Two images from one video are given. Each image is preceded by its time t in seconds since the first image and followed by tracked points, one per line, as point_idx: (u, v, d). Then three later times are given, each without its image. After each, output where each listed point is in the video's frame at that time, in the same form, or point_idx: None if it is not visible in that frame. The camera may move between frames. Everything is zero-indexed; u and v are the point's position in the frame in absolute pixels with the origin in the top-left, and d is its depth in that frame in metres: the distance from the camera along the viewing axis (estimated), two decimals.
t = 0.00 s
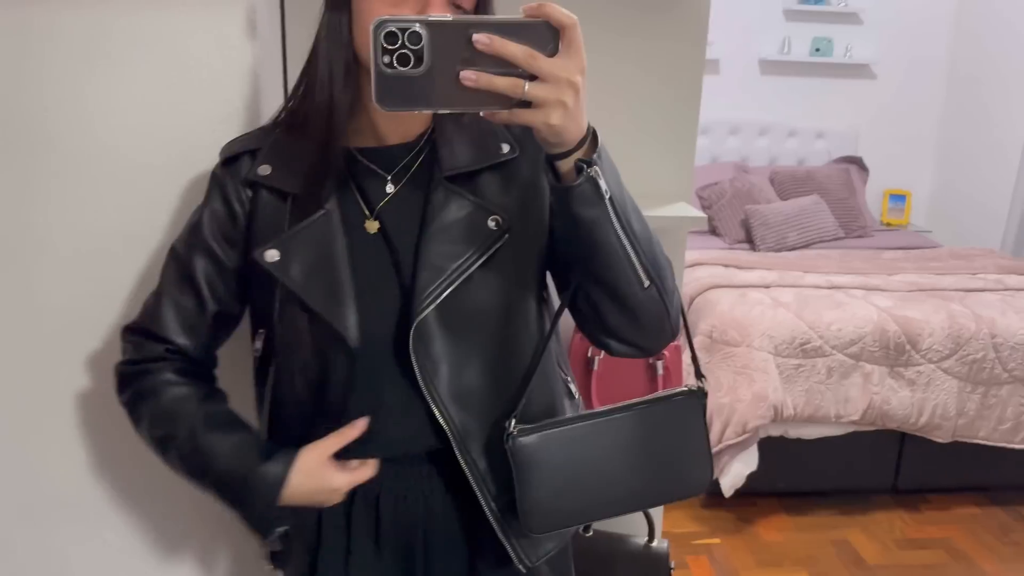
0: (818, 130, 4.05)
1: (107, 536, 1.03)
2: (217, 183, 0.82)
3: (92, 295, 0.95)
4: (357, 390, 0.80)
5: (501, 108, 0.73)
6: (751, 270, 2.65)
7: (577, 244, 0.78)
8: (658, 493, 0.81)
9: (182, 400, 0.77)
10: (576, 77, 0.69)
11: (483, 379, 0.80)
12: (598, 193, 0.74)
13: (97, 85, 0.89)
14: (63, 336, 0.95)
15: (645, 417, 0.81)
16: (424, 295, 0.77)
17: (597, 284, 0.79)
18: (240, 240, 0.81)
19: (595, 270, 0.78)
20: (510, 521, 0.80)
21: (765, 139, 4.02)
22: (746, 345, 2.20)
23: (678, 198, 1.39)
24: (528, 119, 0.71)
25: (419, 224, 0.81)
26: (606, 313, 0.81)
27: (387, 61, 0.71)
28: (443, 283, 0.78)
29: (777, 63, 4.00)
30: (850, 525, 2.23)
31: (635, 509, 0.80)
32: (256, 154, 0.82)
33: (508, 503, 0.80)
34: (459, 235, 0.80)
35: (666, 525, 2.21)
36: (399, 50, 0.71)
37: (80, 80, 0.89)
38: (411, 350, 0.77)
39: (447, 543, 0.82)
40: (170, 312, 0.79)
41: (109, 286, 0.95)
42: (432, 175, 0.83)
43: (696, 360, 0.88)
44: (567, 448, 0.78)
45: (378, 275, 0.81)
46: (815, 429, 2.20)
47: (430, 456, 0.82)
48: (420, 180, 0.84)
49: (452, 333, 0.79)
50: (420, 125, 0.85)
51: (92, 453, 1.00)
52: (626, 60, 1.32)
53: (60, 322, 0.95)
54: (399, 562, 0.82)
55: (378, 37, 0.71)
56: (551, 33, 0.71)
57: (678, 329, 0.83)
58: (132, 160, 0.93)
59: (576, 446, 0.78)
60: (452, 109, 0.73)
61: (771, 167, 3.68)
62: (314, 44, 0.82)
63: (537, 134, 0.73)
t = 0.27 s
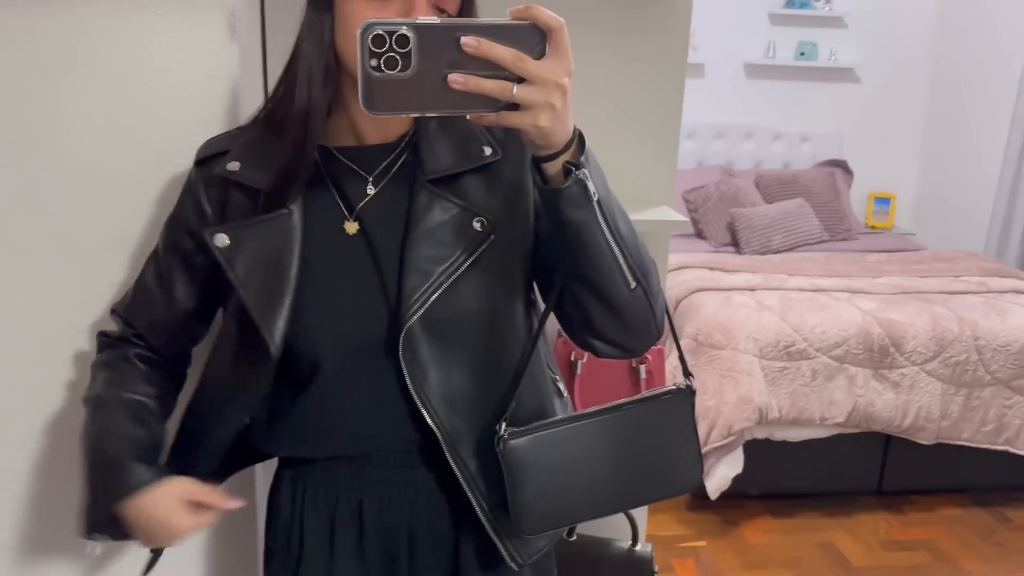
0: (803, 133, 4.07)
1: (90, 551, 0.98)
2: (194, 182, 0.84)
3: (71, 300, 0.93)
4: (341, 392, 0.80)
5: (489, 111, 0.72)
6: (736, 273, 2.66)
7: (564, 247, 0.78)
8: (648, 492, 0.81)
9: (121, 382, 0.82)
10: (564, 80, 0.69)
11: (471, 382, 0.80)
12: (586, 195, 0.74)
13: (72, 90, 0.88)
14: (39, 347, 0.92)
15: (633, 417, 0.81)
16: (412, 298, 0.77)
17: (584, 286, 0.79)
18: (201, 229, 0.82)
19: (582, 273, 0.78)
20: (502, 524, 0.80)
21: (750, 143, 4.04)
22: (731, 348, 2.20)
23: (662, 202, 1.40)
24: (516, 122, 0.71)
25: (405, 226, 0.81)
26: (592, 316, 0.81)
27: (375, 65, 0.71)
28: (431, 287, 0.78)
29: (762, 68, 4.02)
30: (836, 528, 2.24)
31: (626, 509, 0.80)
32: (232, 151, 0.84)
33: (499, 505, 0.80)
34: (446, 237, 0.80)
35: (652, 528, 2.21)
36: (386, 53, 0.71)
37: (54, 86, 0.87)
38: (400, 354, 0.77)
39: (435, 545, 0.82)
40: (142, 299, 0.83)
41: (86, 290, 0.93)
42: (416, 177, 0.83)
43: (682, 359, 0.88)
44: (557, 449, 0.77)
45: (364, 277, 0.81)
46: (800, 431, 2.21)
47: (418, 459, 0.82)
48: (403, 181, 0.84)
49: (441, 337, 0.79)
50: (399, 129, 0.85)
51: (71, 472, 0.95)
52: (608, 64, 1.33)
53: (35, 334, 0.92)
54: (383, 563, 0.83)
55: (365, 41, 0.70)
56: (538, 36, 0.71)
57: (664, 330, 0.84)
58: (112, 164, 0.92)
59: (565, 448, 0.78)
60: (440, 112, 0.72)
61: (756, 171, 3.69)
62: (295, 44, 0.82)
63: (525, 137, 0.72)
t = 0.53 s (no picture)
0: (792, 134, 4.08)
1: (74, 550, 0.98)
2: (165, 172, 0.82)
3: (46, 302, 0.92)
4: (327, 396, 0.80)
5: (479, 113, 0.71)
6: (726, 273, 2.66)
7: (553, 252, 0.77)
8: (632, 497, 0.80)
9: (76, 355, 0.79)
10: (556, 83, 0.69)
11: (456, 384, 0.79)
12: (576, 200, 0.73)
13: (52, 89, 0.88)
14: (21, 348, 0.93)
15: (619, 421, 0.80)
16: (397, 299, 0.76)
17: (573, 290, 0.78)
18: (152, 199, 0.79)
19: (571, 277, 0.77)
20: (484, 527, 0.79)
21: (740, 143, 4.04)
22: (720, 348, 2.20)
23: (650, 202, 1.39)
24: (506, 125, 0.69)
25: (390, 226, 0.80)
26: (581, 320, 0.80)
27: (363, 65, 0.70)
28: (416, 287, 0.77)
29: (752, 68, 4.02)
30: (826, 527, 2.24)
31: (609, 514, 0.79)
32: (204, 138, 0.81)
33: (483, 509, 0.79)
34: (433, 238, 0.79)
35: (642, 528, 2.21)
36: (376, 54, 0.70)
37: (35, 85, 0.87)
38: (385, 355, 0.77)
39: (422, 551, 0.81)
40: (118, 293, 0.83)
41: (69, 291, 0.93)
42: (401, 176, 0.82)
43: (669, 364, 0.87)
44: (542, 453, 0.77)
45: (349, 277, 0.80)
46: (790, 431, 2.21)
47: (405, 463, 0.81)
48: (388, 179, 0.83)
49: (426, 337, 0.78)
50: (388, 124, 0.84)
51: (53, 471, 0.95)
52: (596, 64, 1.32)
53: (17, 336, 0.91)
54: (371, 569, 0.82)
55: (354, 41, 0.70)
56: (530, 39, 0.70)
57: (652, 335, 0.83)
58: (92, 164, 0.91)
59: (550, 451, 0.77)
60: (429, 113, 0.71)
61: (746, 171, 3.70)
62: (279, 39, 0.82)
63: (516, 140, 0.71)
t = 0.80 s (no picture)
0: (785, 133, 4.08)
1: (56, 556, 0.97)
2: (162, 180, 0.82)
3: (34, 306, 0.91)
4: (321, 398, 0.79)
5: (474, 114, 0.70)
6: (720, 273, 2.66)
7: (550, 256, 0.76)
8: (630, 503, 0.79)
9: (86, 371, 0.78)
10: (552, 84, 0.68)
11: (451, 388, 0.79)
12: (572, 204, 0.72)
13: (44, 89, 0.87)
14: (12, 351, 0.92)
15: (616, 427, 0.79)
16: (391, 303, 0.76)
17: (569, 293, 0.78)
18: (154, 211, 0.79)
19: (567, 280, 0.76)
20: (480, 533, 0.78)
21: (733, 143, 4.04)
22: (715, 348, 2.20)
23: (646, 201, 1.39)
24: (502, 127, 0.69)
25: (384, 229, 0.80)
26: (577, 324, 0.80)
27: (356, 66, 0.69)
28: (410, 290, 0.76)
29: (745, 68, 4.03)
30: (820, 527, 2.23)
31: (607, 520, 0.79)
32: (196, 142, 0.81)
33: (478, 514, 0.78)
34: (427, 240, 0.78)
35: (637, 529, 2.21)
36: (368, 54, 0.69)
37: (25, 85, 0.86)
38: (379, 359, 0.76)
39: (417, 556, 0.81)
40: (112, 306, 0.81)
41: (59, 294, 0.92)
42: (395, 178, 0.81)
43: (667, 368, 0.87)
44: (539, 458, 0.76)
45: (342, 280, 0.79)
46: (785, 431, 2.21)
47: (399, 468, 0.80)
48: (382, 181, 0.82)
49: (420, 341, 0.78)
50: (381, 126, 0.84)
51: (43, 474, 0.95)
52: (590, 63, 1.32)
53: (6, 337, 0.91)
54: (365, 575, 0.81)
55: (346, 41, 0.69)
56: (526, 40, 0.69)
57: (650, 339, 0.82)
58: (84, 165, 0.90)
59: (546, 457, 0.76)
60: (423, 114, 0.70)
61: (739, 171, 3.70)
62: (270, 41, 0.81)
63: (512, 142, 0.71)
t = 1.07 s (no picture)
0: (783, 132, 4.09)
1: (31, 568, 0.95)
2: (161, 178, 0.80)
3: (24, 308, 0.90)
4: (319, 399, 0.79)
5: (472, 113, 0.70)
6: (718, 272, 2.66)
7: (549, 257, 0.76)
8: (630, 506, 0.79)
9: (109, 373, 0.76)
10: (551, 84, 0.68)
11: (450, 388, 0.78)
12: (571, 205, 0.72)
13: (43, 84, 0.86)
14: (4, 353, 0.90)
15: (617, 429, 0.79)
16: (390, 303, 0.75)
17: (568, 294, 0.78)
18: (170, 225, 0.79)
19: (566, 281, 0.76)
20: (479, 534, 0.78)
21: (730, 142, 4.04)
22: (714, 347, 2.20)
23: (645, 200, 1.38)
24: (500, 127, 0.69)
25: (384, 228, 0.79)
26: (577, 324, 0.79)
27: (352, 65, 0.69)
28: (409, 290, 0.76)
29: (742, 67, 4.03)
30: (819, 525, 2.24)
31: (607, 523, 0.78)
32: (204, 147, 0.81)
33: (478, 515, 0.78)
34: (426, 240, 0.78)
35: (636, 528, 2.21)
36: (364, 53, 0.69)
37: (23, 80, 0.85)
38: (377, 359, 0.75)
39: (418, 557, 0.80)
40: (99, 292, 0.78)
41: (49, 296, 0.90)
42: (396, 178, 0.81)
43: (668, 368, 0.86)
44: (538, 460, 0.76)
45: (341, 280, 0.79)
46: (783, 430, 2.21)
47: (398, 469, 0.80)
48: (382, 181, 0.82)
49: (419, 341, 0.77)
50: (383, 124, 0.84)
51: (38, 476, 0.93)
52: (589, 61, 1.31)
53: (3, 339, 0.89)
54: None
55: (342, 40, 0.69)
56: (525, 38, 0.69)
57: (651, 340, 0.82)
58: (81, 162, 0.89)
59: (546, 458, 0.76)
60: (420, 113, 0.70)
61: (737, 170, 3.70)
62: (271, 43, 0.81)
63: (510, 141, 0.71)
